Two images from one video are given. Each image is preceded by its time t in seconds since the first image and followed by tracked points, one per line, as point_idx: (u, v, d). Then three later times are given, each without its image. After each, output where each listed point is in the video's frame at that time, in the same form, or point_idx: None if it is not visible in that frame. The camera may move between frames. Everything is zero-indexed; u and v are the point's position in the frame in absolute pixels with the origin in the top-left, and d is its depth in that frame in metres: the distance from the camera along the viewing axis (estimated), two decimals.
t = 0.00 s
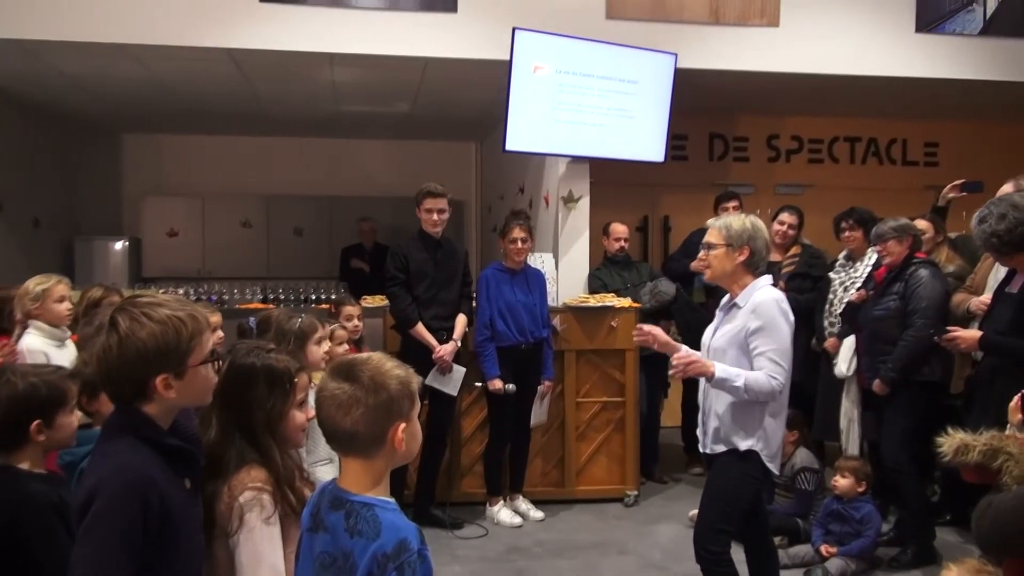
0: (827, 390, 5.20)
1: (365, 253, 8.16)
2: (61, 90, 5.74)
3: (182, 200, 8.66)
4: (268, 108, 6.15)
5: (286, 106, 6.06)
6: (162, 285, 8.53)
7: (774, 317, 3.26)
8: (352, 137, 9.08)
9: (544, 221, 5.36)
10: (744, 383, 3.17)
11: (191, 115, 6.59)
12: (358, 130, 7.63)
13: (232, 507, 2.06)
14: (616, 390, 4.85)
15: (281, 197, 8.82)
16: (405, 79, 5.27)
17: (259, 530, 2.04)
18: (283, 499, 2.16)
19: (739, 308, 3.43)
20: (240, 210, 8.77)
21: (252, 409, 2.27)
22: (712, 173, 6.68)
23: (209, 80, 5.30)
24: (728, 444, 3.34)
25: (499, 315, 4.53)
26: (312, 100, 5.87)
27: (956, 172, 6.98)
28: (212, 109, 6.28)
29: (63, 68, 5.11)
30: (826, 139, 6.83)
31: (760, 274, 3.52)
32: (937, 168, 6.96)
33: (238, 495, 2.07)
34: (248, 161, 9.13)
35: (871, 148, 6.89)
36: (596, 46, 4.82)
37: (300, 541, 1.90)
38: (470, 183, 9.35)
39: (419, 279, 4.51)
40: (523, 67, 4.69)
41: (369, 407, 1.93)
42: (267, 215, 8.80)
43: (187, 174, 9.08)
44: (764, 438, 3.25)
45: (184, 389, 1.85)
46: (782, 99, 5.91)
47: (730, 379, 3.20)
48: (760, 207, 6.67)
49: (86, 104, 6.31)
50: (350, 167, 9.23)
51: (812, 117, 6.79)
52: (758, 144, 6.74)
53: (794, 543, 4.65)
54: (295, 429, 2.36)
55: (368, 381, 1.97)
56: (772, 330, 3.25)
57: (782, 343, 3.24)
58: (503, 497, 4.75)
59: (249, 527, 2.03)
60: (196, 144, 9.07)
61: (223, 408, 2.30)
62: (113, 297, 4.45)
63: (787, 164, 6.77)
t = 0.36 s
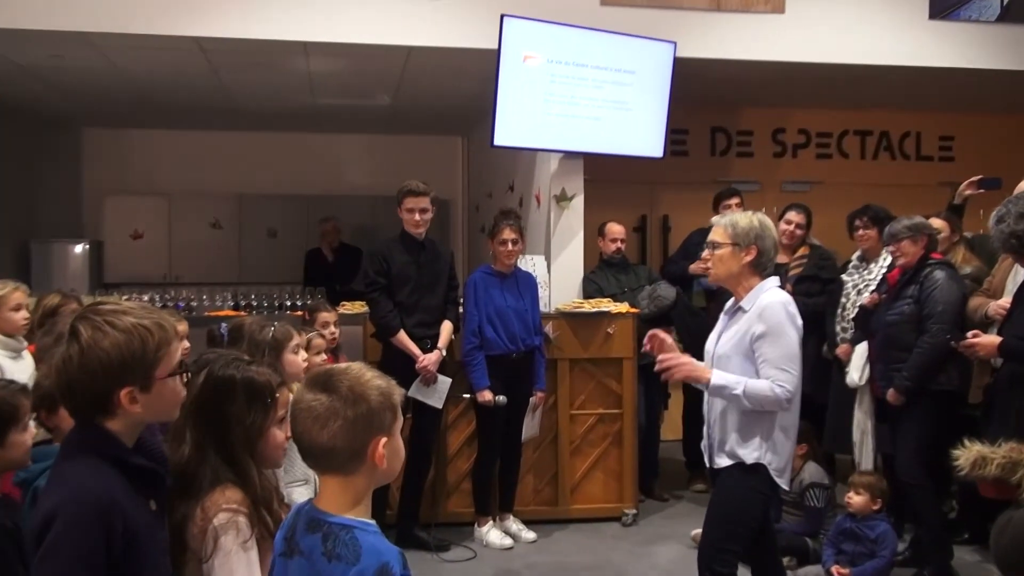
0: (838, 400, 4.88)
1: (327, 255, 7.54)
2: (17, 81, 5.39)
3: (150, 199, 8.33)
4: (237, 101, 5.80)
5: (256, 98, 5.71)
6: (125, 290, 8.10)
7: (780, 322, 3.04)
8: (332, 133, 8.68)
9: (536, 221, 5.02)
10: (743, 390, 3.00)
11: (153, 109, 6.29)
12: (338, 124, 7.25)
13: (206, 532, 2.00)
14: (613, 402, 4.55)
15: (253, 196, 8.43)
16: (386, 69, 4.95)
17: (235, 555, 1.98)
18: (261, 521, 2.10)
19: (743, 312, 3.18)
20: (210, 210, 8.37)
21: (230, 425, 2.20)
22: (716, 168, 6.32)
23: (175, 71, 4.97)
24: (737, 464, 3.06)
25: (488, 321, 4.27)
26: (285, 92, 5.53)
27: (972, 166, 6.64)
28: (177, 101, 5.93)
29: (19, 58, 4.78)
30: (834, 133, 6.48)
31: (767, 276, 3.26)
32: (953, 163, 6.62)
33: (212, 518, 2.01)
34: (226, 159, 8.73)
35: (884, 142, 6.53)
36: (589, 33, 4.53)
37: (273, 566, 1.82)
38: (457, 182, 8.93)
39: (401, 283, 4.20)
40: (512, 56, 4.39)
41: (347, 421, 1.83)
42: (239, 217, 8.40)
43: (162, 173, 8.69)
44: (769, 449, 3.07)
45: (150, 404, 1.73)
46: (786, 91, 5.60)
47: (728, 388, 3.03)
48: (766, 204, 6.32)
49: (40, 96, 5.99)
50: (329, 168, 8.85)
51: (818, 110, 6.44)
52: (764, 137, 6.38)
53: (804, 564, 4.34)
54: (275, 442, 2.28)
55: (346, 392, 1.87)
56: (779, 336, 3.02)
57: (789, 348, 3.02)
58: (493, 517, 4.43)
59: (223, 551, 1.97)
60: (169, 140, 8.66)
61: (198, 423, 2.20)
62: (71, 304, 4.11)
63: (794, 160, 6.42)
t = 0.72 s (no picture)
0: (846, 411, 4.60)
1: (290, 259, 6.92)
2: None
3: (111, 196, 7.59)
4: (207, 90, 5.47)
5: (226, 87, 5.38)
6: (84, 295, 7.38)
7: (790, 330, 2.76)
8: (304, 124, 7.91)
9: (526, 221, 4.72)
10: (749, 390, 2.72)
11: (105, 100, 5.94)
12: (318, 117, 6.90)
13: (172, 553, 1.84)
14: (608, 414, 4.27)
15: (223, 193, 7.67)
16: (366, 57, 4.64)
17: None
18: (231, 542, 1.94)
19: (750, 318, 2.91)
20: (178, 207, 7.62)
21: (199, 438, 2.02)
22: (716, 164, 5.87)
23: (139, 59, 4.66)
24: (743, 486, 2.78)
25: (475, 327, 4.00)
26: (258, 82, 5.22)
27: (988, 164, 6.16)
28: (140, 91, 5.56)
29: None
30: (842, 128, 6.01)
31: (773, 280, 2.99)
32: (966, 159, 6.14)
33: (179, 540, 1.85)
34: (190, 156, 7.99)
35: (894, 137, 6.06)
36: (581, 20, 4.26)
37: None
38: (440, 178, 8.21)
39: (380, 287, 3.92)
40: (499, 43, 4.12)
41: (322, 437, 1.76)
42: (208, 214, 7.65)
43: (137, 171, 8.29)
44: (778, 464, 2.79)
45: (111, 416, 1.64)
46: (788, 83, 5.32)
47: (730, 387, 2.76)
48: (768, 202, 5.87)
49: None
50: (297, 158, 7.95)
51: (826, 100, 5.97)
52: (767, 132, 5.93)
53: None
54: (248, 457, 2.10)
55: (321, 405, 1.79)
56: (788, 344, 2.74)
57: (798, 357, 2.74)
58: (479, 536, 4.14)
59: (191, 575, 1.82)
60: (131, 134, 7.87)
61: (163, 435, 2.02)
62: (24, 309, 3.79)
63: (799, 155, 5.97)
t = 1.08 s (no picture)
0: (856, 418, 4.37)
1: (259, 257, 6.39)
2: None
3: (75, 186, 6.98)
4: (179, 74, 5.18)
5: (198, 72, 5.09)
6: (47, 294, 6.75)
7: (800, 330, 2.52)
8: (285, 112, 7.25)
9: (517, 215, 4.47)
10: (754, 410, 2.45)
11: (69, 83, 5.57)
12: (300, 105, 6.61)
13: (141, 566, 1.77)
14: (605, 420, 4.03)
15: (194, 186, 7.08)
16: (347, 41, 4.39)
17: None
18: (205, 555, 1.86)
19: (756, 320, 2.66)
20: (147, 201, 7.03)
21: (173, 446, 1.94)
22: (717, 157, 5.59)
23: (106, 39, 4.37)
24: (753, 505, 2.54)
25: (464, 328, 3.76)
26: (232, 65, 4.93)
27: (1005, 157, 5.92)
28: (108, 74, 5.22)
29: None
30: (854, 117, 5.73)
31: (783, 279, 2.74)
32: (985, 151, 5.88)
33: (149, 553, 1.78)
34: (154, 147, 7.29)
35: (907, 128, 5.79)
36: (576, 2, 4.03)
37: None
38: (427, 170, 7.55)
39: (361, 286, 3.70)
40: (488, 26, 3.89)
41: (299, 445, 1.66)
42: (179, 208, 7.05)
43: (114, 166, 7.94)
44: (786, 475, 2.54)
45: (73, 422, 1.53)
46: (793, 69, 5.09)
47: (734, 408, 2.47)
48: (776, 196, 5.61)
49: None
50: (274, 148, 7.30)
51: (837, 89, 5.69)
52: (774, 122, 5.65)
53: None
54: (225, 466, 2.02)
55: (298, 412, 1.69)
56: (798, 345, 2.51)
57: (808, 361, 2.51)
58: (468, 551, 3.90)
59: None
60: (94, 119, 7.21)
61: (136, 442, 1.95)
62: None
63: (808, 147, 5.69)
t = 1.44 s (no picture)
0: (865, 424, 4.15)
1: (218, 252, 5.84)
2: None
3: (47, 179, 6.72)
4: (149, 60, 4.95)
5: (168, 56, 4.86)
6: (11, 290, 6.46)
7: (807, 330, 2.31)
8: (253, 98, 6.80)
9: (507, 209, 4.25)
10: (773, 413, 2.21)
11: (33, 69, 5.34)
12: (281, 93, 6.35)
13: None
14: (599, 426, 3.81)
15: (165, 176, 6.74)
16: (328, 25, 4.18)
17: None
18: None
19: (759, 321, 2.42)
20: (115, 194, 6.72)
21: (145, 452, 1.71)
22: (719, 149, 5.37)
23: (72, 21, 4.16)
24: (761, 524, 2.32)
25: (450, 329, 3.55)
26: (206, 50, 4.70)
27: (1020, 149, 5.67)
28: (74, 58, 4.97)
29: None
30: (863, 107, 5.51)
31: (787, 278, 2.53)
32: (1001, 142, 5.65)
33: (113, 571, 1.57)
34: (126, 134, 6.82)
35: (919, 118, 5.57)
36: None
37: None
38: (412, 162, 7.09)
39: (341, 285, 3.51)
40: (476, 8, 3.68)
41: (276, 450, 1.56)
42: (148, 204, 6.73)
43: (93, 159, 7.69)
44: (790, 488, 2.31)
45: (32, 425, 1.57)
46: (796, 56, 4.87)
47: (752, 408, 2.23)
48: (780, 190, 5.37)
49: None
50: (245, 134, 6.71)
51: (844, 78, 5.48)
52: (779, 112, 5.43)
53: None
54: (201, 477, 1.79)
55: (274, 415, 1.59)
56: (807, 346, 2.30)
57: (819, 363, 2.30)
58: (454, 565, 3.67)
59: None
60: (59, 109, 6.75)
61: (103, 448, 1.71)
62: None
63: (814, 138, 5.47)
